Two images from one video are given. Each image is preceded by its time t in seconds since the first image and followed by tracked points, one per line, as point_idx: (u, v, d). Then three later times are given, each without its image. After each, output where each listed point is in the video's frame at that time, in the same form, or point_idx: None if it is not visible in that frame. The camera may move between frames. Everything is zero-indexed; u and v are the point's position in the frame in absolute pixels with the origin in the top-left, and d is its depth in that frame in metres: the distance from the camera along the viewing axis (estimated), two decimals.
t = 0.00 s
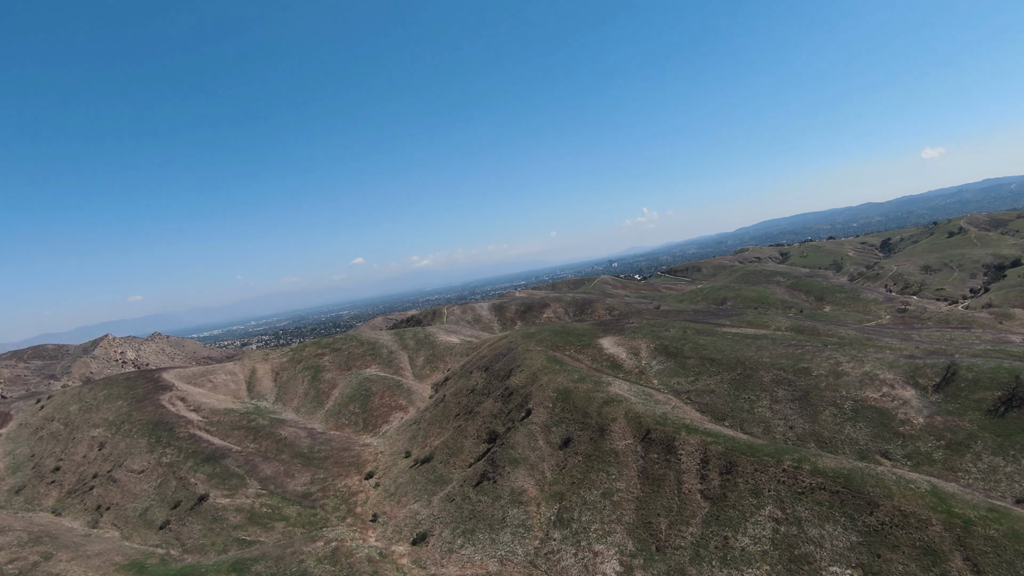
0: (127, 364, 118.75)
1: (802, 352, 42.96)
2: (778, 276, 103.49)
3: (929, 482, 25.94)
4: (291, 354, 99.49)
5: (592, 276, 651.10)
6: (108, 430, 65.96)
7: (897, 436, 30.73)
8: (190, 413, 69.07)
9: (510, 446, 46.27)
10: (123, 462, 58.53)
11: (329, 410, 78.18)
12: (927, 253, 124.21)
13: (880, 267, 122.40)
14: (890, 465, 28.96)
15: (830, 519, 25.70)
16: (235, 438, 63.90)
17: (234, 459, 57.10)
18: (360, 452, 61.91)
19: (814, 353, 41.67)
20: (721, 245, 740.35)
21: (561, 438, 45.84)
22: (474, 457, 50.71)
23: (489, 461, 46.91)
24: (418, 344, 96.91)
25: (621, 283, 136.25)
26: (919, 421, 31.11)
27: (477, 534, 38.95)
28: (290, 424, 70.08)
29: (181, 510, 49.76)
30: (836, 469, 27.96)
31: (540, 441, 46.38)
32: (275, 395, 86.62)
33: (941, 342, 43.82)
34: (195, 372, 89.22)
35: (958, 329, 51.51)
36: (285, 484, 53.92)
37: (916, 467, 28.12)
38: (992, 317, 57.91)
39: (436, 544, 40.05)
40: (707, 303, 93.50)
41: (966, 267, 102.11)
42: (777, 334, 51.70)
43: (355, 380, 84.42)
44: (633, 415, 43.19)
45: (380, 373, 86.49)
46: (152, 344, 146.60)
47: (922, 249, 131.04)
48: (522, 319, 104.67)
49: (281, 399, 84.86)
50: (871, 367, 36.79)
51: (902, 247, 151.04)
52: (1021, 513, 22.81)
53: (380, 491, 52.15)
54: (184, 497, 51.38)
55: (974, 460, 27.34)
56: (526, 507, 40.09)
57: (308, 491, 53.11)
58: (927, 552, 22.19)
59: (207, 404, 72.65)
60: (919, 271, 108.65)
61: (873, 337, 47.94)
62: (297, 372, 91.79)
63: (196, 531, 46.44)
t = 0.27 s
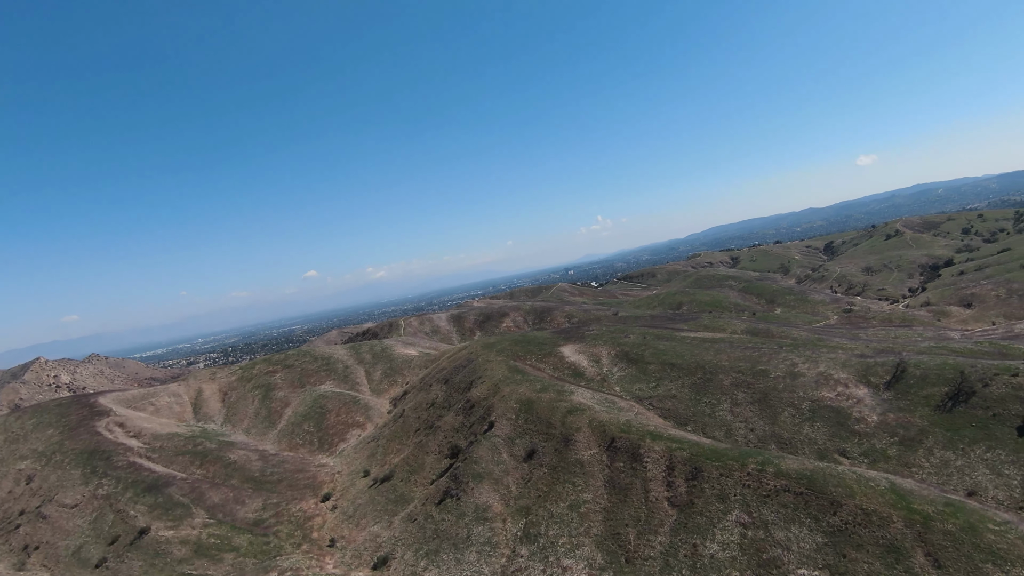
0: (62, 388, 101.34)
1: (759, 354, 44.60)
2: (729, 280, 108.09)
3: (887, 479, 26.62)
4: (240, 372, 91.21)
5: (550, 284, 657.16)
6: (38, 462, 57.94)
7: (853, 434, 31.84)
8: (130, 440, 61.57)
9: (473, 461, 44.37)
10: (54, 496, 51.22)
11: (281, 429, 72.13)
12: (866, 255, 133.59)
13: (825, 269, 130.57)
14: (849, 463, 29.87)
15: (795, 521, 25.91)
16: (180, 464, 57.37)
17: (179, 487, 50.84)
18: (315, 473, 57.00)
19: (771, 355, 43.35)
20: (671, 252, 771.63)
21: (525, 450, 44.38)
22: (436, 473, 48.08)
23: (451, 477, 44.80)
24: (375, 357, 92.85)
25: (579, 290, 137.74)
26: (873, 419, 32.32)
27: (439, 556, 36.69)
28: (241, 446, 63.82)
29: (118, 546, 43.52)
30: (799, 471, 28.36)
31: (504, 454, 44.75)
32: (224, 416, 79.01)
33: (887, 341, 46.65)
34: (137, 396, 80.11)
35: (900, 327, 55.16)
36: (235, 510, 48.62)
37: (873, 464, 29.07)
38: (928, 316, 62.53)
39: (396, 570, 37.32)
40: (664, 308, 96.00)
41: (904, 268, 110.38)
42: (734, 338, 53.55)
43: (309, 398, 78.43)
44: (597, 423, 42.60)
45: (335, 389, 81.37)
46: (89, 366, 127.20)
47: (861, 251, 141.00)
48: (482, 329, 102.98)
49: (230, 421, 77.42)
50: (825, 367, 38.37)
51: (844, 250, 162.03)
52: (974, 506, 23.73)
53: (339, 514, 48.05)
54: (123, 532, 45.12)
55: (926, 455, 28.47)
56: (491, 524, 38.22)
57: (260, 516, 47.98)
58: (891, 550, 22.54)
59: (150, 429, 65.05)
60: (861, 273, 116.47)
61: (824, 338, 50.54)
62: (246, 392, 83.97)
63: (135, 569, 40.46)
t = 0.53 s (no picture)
0: None
1: (718, 358, 46.08)
2: (683, 286, 111.92)
3: (849, 479, 27.16)
4: (185, 396, 82.46)
5: (508, 294, 657.39)
6: None
7: (813, 435, 32.77)
8: (61, 472, 54.48)
9: (435, 479, 42.12)
10: None
11: (230, 454, 65.41)
12: (811, 259, 142.67)
13: (773, 273, 138.19)
14: (810, 464, 30.60)
15: (763, 526, 26.00)
16: (118, 496, 51.17)
17: (116, 523, 44.98)
18: (268, 499, 52.09)
19: (730, 359, 44.87)
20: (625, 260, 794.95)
21: (489, 466, 42.69)
22: (397, 493, 45.16)
23: (412, 497, 42.27)
24: (330, 374, 87.65)
25: (536, 299, 138.03)
26: (830, 420, 33.37)
27: None
28: (186, 474, 57.71)
29: None
30: (765, 475, 28.60)
31: (467, 471, 42.81)
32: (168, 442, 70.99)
33: (838, 341, 49.21)
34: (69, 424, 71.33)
35: (848, 328, 58.59)
36: (179, 543, 43.68)
37: (833, 464, 29.85)
38: (872, 316, 66.69)
39: None
40: (623, 315, 97.75)
41: (847, 270, 118.61)
42: (693, 343, 54.75)
43: (261, 419, 71.68)
44: (562, 434, 41.68)
45: (288, 409, 75.36)
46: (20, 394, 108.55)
47: (807, 255, 150.74)
48: (441, 341, 100.24)
49: (174, 447, 69.42)
50: (783, 370, 39.85)
51: (790, 254, 172.65)
52: (932, 502, 24.45)
53: (294, 541, 43.83)
54: None
55: (883, 453, 29.38)
56: (455, 545, 36.04)
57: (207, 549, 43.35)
58: (857, 552, 22.78)
59: (86, 459, 57.96)
60: (808, 276, 123.80)
61: (778, 340, 52.90)
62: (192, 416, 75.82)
63: None
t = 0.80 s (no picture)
0: None
1: (678, 366, 47.01)
2: (639, 294, 114.72)
3: (812, 482, 27.57)
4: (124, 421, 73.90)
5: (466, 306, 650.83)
6: None
7: (773, 438, 33.56)
8: None
9: (396, 502, 39.59)
10: None
11: (175, 484, 58.91)
12: (760, 265, 150.67)
13: (724, 279, 144.83)
14: (772, 467, 31.27)
15: (731, 533, 25.96)
16: (46, 538, 45.09)
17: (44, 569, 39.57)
18: (215, 532, 47.28)
19: (689, 366, 45.98)
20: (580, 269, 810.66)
21: (452, 484, 40.73)
22: (355, 519, 42.02)
23: (371, 521, 39.48)
24: (281, 396, 80.50)
25: (494, 311, 136.87)
26: (790, 422, 34.31)
27: None
28: (124, 509, 51.61)
29: None
30: (731, 481, 28.69)
31: (429, 491, 40.53)
32: (104, 473, 63.14)
33: (791, 345, 51.45)
34: None
35: (799, 330, 61.61)
36: None
37: (795, 467, 30.55)
38: (820, 318, 70.39)
39: None
40: (581, 324, 98.63)
41: (794, 275, 125.99)
42: (652, 350, 55.57)
43: (207, 446, 65.04)
44: (526, 449, 40.41)
45: (236, 434, 68.57)
46: None
47: (756, 260, 159.24)
48: (398, 357, 96.63)
49: (110, 481, 61.65)
50: (742, 374, 41.11)
51: (739, 260, 181.89)
52: (892, 500, 24.92)
53: None
54: None
55: (841, 453, 30.25)
56: (418, 570, 33.66)
57: None
58: (824, 554, 22.93)
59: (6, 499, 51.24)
60: (758, 280, 130.36)
61: (733, 345, 55.00)
62: (130, 445, 67.79)
63: None
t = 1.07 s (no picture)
0: None
1: (638, 375, 47.38)
2: (596, 304, 116.44)
3: (775, 488, 27.85)
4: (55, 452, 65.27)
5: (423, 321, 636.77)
6: None
7: (734, 445, 34.09)
8: None
9: (353, 528, 36.84)
10: None
11: (110, 521, 52.01)
12: (711, 273, 157.56)
13: (677, 287, 150.20)
14: (735, 474, 31.66)
15: (699, 545, 25.74)
16: None
17: None
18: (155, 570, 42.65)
19: (649, 375, 46.39)
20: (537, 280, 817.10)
21: (412, 508, 38.28)
22: (308, 549, 38.58)
23: (324, 552, 36.49)
24: (229, 421, 72.60)
25: (449, 325, 134.21)
26: (749, 428, 35.04)
27: None
28: (52, 551, 46.52)
29: None
30: (696, 491, 28.63)
31: (387, 516, 37.87)
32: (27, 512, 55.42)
33: (746, 350, 53.28)
34: None
35: (752, 336, 64.20)
36: None
37: (757, 473, 31.06)
38: (770, 323, 73.67)
39: None
40: (538, 335, 98.50)
41: (744, 282, 132.45)
42: (611, 361, 55.81)
43: (147, 478, 57.75)
44: (489, 466, 38.78)
45: (179, 463, 61.25)
46: None
47: (708, 268, 166.34)
48: (353, 376, 91.81)
49: (34, 521, 53.89)
50: (701, 381, 41.93)
51: (691, 268, 189.60)
52: (853, 502, 25.46)
53: None
54: None
55: (800, 457, 30.98)
56: None
57: None
58: (792, 561, 22.94)
59: None
60: (710, 288, 135.91)
61: (691, 352, 56.59)
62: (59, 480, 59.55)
63: None
